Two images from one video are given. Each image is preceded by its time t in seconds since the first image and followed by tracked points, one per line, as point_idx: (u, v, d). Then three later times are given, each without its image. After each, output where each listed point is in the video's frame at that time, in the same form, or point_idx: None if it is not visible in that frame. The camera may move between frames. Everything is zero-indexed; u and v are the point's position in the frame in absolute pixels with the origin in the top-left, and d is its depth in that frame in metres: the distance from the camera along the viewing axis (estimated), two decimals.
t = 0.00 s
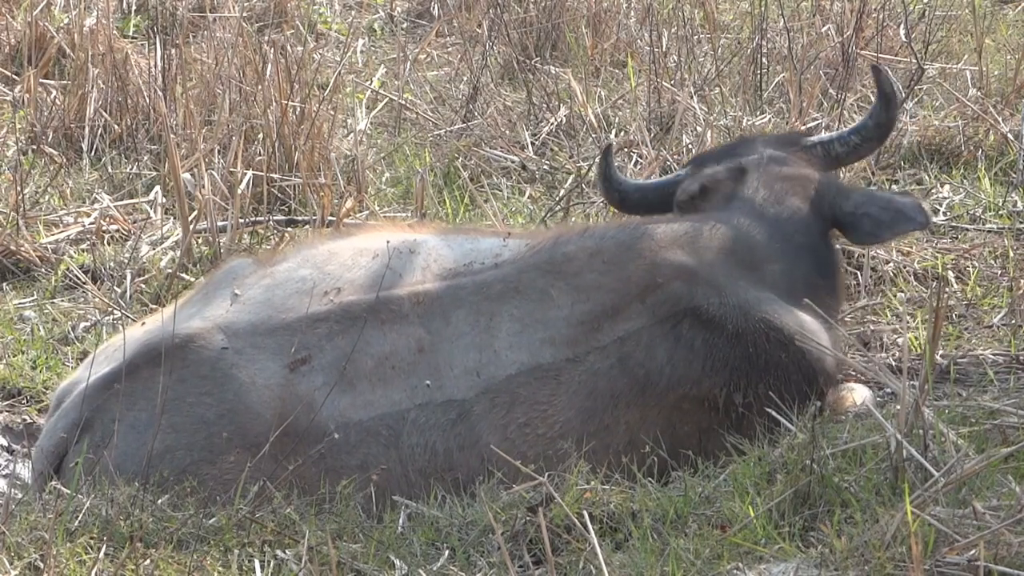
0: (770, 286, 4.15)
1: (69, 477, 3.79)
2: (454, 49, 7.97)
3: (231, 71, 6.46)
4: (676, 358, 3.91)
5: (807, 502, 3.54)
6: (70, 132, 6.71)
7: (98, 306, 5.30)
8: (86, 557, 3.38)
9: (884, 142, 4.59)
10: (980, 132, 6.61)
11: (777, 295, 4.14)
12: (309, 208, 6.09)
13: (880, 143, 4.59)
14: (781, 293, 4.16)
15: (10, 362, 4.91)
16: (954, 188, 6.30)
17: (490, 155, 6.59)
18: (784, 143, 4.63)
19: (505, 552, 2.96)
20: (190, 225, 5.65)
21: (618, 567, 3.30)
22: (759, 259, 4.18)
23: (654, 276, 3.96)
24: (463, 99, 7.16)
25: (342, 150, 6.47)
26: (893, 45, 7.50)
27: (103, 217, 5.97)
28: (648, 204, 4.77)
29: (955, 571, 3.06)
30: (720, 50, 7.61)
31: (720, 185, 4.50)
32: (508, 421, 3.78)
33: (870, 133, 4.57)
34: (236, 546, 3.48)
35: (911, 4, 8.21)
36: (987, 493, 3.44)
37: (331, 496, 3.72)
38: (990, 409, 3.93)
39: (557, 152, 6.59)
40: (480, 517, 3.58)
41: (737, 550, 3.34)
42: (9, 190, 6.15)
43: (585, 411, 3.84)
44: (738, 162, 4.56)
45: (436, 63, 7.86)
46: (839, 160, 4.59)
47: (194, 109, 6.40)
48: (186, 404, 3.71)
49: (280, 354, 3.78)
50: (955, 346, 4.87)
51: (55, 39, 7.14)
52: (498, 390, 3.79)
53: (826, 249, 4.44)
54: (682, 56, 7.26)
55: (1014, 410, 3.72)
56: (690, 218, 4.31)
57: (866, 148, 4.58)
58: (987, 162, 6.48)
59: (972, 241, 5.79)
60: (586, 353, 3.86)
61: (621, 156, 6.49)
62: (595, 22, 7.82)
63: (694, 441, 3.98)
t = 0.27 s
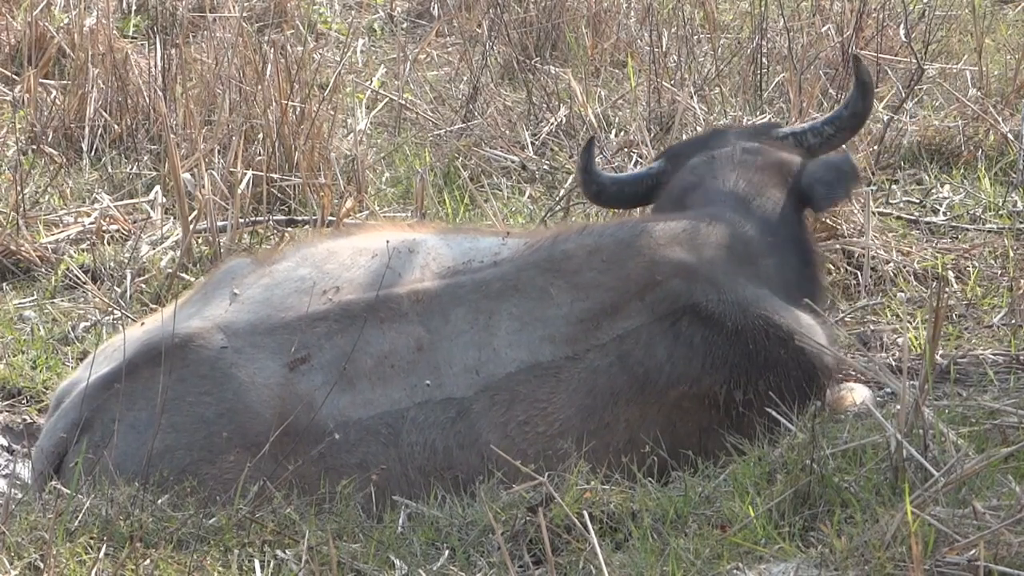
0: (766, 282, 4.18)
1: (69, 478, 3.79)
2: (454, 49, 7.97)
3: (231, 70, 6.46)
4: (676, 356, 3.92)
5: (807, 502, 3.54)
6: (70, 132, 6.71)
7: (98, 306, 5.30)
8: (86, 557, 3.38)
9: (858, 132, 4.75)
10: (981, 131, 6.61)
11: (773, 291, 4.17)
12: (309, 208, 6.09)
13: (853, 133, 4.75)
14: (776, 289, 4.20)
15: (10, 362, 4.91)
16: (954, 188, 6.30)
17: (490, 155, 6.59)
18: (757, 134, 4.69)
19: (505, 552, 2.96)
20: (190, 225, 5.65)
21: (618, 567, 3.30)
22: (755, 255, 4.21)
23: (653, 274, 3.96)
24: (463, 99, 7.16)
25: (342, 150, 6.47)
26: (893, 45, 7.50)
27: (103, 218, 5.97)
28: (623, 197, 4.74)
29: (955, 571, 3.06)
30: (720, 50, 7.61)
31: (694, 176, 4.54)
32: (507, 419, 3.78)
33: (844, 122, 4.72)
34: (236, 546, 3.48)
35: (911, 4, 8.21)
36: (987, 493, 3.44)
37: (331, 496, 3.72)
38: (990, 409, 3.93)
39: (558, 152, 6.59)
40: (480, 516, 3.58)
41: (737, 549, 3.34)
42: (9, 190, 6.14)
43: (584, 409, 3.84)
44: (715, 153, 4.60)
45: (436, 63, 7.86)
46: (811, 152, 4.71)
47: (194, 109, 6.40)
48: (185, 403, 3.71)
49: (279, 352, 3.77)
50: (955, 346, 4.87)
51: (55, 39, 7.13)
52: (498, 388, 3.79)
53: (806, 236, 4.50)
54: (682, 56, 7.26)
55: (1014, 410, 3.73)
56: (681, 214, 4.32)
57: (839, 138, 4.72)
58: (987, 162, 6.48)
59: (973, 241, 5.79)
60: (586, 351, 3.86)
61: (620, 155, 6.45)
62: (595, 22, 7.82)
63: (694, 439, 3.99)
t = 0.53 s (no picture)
0: (762, 279, 4.24)
1: (69, 478, 3.79)
2: (454, 49, 7.97)
3: (230, 70, 6.46)
4: (675, 353, 3.93)
5: (807, 502, 3.54)
6: (70, 132, 6.71)
7: (98, 306, 5.30)
8: (86, 557, 3.38)
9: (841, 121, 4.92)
10: (980, 131, 6.61)
11: (769, 288, 4.22)
12: (309, 208, 6.09)
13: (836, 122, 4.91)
14: (772, 286, 4.25)
15: (10, 362, 4.90)
16: (954, 188, 6.30)
17: (490, 155, 6.59)
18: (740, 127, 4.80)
19: (505, 553, 2.96)
20: (190, 225, 5.65)
21: (618, 567, 3.30)
22: (751, 250, 4.28)
23: (651, 271, 3.98)
24: (463, 99, 7.16)
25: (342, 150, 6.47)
26: (893, 45, 7.51)
27: (103, 218, 5.97)
28: (608, 183, 4.88)
29: (955, 571, 3.06)
30: (720, 50, 7.61)
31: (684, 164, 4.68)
32: (506, 416, 3.77)
33: (828, 113, 4.89)
34: (236, 546, 3.48)
35: (911, 4, 8.21)
36: (987, 493, 3.44)
37: (331, 496, 3.71)
38: (990, 409, 3.93)
39: (558, 152, 6.58)
40: (480, 516, 3.58)
41: (738, 550, 3.34)
42: (9, 190, 6.14)
43: (584, 406, 3.83)
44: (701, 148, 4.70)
45: (436, 63, 7.87)
46: (792, 140, 4.87)
47: (194, 109, 6.40)
48: (184, 403, 3.70)
49: (277, 350, 3.77)
50: (955, 346, 4.86)
51: (55, 39, 7.13)
52: (497, 385, 3.78)
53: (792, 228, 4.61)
54: (682, 56, 7.26)
55: (1013, 410, 3.73)
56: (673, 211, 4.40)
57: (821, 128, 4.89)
58: (987, 162, 6.48)
59: (973, 241, 5.78)
60: (585, 348, 3.86)
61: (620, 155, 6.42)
62: (595, 22, 7.83)
63: (694, 438, 3.99)
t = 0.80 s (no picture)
0: (762, 279, 4.24)
1: (69, 478, 3.79)
2: (454, 49, 7.97)
3: (231, 70, 6.46)
4: (675, 353, 3.93)
5: (807, 502, 3.54)
6: (70, 132, 6.71)
7: (98, 306, 5.30)
8: (86, 557, 3.38)
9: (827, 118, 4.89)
10: (980, 131, 6.62)
11: (768, 288, 4.23)
12: (309, 208, 6.09)
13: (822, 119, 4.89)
14: (772, 285, 4.27)
15: (10, 362, 4.90)
16: (954, 188, 6.30)
17: (490, 155, 6.59)
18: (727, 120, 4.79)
19: (505, 553, 2.96)
20: (190, 225, 5.64)
21: (618, 567, 3.30)
22: (750, 250, 4.28)
23: (650, 271, 3.99)
24: (463, 99, 7.16)
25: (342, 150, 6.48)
26: (893, 45, 7.51)
27: (103, 218, 5.97)
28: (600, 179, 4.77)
29: (955, 571, 3.06)
30: (720, 50, 7.61)
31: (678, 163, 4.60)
32: (506, 417, 3.77)
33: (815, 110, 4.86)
34: (236, 545, 3.48)
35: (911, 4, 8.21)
36: (987, 493, 3.44)
37: (331, 496, 3.71)
38: (990, 410, 3.93)
39: (558, 152, 6.57)
40: (480, 516, 3.58)
41: (737, 550, 3.34)
42: (9, 190, 6.14)
43: (583, 406, 3.83)
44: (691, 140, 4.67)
45: (436, 63, 7.87)
46: (777, 137, 4.82)
47: (194, 109, 6.40)
48: (184, 403, 3.70)
49: (277, 350, 3.78)
50: (955, 346, 4.86)
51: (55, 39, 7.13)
52: (496, 385, 3.78)
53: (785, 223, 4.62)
54: (682, 56, 7.26)
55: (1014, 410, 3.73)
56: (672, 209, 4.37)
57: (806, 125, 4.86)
58: (987, 162, 6.48)
59: (973, 241, 5.78)
60: (585, 349, 3.86)
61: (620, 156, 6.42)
62: (595, 22, 7.83)
63: (695, 438, 3.99)
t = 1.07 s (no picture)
0: (761, 278, 4.24)
1: (69, 478, 3.79)
2: (455, 49, 7.97)
3: (231, 71, 6.46)
4: (675, 353, 3.93)
5: (807, 502, 3.54)
6: (70, 132, 6.71)
7: (98, 306, 5.30)
8: (86, 557, 3.38)
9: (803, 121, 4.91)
10: (980, 131, 6.62)
11: (768, 288, 4.23)
12: (309, 208, 6.09)
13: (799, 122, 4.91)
14: (771, 285, 4.26)
15: (10, 362, 4.90)
16: (954, 188, 6.30)
17: (490, 155, 6.58)
18: (706, 125, 4.84)
19: (505, 553, 2.97)
20: (190, 225, 5.64)
21: (618, 567, 3.30)
22: (749, 250, 4.27)
23: (650, 271, 3.96)
24: (463, 99, 7.16)
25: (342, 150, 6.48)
26: (893, 45, 7.51)
27: (103, 218, 5.98)
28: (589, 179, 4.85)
29: (955, 571, 3.06)
30: (720, 50, 7.62)
31: (666, 159, 4.64)
32: (506, 419, 3.77)
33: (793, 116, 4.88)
34: (236, 545, 3.48)
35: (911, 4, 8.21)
36: (987, 493, 3.44)
37: (331, 496, 3.71)
38: (990, 409, 3.93)
39: (557, 152, 6.57)
40: (480, 516, 3.58)
41: (737, 549, 3.34)
42: (9, 190, 6.14)
43: (584, 407, 3.83)
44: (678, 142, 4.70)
45: (436, 63, 7.87)
46: (754, 142, 4.87)
47: (194, 109, 6.40)
48: (183, 404, 3.69)
49: (276, 351, 3.76)
50: (955, 346, 4.86)
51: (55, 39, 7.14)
52: (497, 387, 3.78)
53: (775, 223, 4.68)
54: (682, 56, 7.26)
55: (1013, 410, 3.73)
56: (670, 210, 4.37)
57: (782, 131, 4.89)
58: (987, 162, 6.48)
59: (973, 241, 5.78)
60: (585, 351, 3.85)
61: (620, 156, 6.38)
62: (595, 22, 7.83)
63: (695, 438, 4.00)
